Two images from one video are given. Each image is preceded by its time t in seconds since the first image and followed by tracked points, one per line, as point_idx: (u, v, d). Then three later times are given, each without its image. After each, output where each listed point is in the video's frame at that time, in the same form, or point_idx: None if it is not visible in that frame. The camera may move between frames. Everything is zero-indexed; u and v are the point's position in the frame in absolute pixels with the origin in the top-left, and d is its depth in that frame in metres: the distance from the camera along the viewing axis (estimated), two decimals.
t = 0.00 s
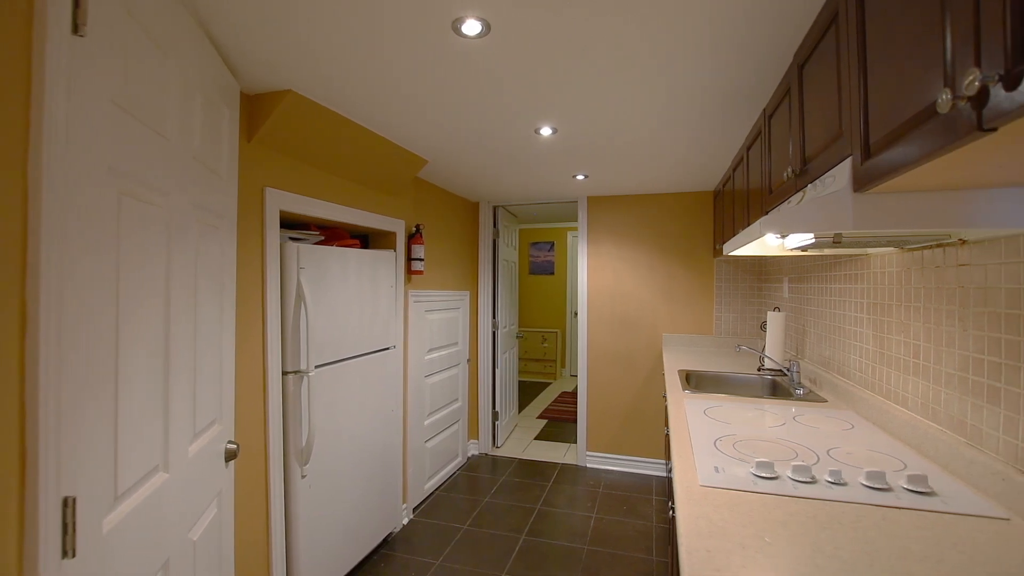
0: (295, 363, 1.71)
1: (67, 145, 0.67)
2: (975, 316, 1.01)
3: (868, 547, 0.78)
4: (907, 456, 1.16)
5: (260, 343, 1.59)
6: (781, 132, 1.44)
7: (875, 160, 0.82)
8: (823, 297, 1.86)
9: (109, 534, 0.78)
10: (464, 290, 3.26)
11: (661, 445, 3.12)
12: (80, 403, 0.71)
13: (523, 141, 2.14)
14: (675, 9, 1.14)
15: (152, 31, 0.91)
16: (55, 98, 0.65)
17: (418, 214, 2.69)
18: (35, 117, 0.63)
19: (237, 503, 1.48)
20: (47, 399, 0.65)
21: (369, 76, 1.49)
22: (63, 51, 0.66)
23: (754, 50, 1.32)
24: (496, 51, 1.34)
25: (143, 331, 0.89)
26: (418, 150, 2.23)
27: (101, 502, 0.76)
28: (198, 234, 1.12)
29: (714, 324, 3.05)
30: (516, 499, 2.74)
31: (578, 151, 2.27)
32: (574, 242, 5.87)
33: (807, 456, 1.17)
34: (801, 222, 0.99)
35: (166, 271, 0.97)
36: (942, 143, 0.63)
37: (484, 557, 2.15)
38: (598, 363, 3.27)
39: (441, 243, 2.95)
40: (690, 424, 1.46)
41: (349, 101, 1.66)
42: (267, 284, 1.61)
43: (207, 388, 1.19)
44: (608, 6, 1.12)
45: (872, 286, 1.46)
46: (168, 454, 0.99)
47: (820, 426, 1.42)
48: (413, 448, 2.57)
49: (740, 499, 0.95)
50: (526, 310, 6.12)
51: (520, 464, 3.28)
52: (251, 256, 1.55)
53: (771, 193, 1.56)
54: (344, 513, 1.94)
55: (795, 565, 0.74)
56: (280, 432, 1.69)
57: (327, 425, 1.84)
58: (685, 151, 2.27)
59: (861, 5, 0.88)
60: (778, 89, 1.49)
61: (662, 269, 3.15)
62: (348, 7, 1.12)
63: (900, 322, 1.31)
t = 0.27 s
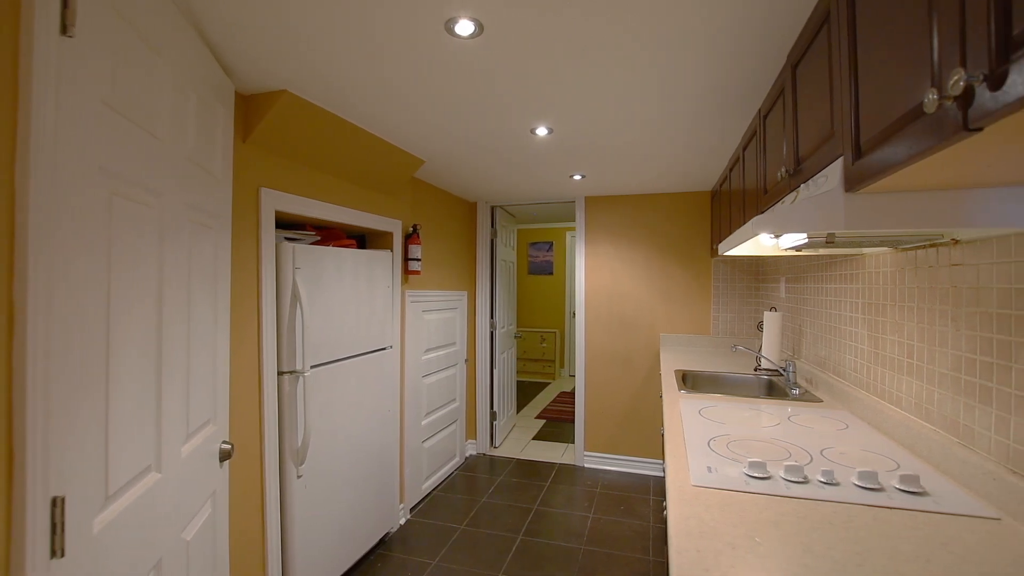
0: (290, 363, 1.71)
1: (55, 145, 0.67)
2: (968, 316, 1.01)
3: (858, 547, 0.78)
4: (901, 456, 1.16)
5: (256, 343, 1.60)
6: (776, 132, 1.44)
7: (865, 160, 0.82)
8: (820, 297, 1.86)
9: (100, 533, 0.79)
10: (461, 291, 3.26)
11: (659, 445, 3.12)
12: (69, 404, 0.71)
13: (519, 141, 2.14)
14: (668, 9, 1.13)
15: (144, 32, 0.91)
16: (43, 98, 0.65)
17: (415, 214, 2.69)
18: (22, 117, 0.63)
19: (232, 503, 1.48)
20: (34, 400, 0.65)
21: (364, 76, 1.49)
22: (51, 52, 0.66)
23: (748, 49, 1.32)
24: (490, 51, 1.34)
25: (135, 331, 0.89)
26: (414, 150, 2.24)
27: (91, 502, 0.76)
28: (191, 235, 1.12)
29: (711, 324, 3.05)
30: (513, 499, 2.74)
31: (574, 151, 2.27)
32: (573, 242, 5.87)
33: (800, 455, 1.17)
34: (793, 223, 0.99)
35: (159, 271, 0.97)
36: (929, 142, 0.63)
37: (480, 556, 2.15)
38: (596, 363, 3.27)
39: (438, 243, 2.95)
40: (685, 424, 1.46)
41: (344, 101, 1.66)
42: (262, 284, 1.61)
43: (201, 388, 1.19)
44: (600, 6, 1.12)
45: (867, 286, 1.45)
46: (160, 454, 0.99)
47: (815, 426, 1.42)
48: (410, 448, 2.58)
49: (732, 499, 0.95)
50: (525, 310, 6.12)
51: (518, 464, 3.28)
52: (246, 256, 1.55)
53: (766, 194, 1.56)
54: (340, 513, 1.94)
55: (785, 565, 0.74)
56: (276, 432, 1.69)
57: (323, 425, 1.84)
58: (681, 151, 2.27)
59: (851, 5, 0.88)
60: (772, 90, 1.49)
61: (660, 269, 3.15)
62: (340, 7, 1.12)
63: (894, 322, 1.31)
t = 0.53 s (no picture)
0: (286, 363, 1.71)
1: (44, 145, 0.67)
2: (961, 316, 1.01)
3: (849, 547, 0.78)
4: (895, 456, 1.16)
5: (252, 343, 1.60)
6: (771, 132, 1.44)
7: (856, 161, 0.82)
8: (816, 297, 1.86)
9: (91, 534, 0.79)
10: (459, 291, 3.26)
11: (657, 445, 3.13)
12: (58, 405, 0.71)
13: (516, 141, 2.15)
14: (662, 9, 1.13)
15: (135, 31, 0.91)
16: (32, 98, 0.65)
17: (412, 215, 2.69)
18: (12, 117, 0.63)
19: (228, 503, 1.49)
20: (23, 401, 0.65)
21: (358, 76, 1.49)
22: (40, 53, 0.66)
23: (743, 49, 1.32)
24: (484, 51, 1.34)
25: (128, 330, 0.89)
26: (411, 150, 2.24)
27: (82, 502, 0.76)
28: (185, 235, 1.12)
29: (709, 324, 3.05)
30: (511, 499, 2.74)
31: (570, 151, 2.28)
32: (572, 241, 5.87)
33: (794, 455, 1.17)
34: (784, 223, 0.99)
35: (152, 272, 0.97)
36: (918, 142, 0.63)
37: (477, 556, 2.15)
38: (594, 363, 3.27)
39: (436, 243, 2.96)
40: (680, 424, 1.46)
41: (340, 101, 1.66)
42: (258, 284, 1.61)
43: (196, 388, 1.19)
44: (594, 5, 1.12)
45: (863, 286, 1.45)
46: (153, 454, 0.99)
47: (810, 426, 1.42)
48: (407, 448, 2.58)
49: (725, 499, 0.95)
50: (524, 309, 6.12)
51: (516, 464, 3.28)
52: (242, 256, 1.56)
53: (762, 194, 1.56)
54: (336, 513, 1.94)
55: (775, 565, 0.74)
56: (272, 432, 1.69)
57: (319, 425, 1.84)
58: (678, 151, 2.27)
59: (843, 6, 0.88)
60: (767, 90, 1.49)
61: (657, 269, 3.15)
62: (334, 7, 1.12)
63: (889, 322, 1.31)
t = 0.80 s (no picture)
0: (282, 364, 1.71)
1: (34, 146, 0.67)
2: (955, 316, 1.01)
3: (841, 547, 0.78)
4: (890, 455, 1.16)
5: (248, 343, 1.60)
6: (766, 132, 1.44)
7: (847, 161, 0.82)
8: (813, 297, 1.86)
9: (84, 533, 0.79)
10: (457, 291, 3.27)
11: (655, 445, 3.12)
12: (49, 405, 0.71)
13: (513, 141, 2.15)
14: (655, 8, 1.14)
15: (128, 31, 0.91)
16: (23, 99, 0.65)
17: (410, 215, 2.69)
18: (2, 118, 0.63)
19: (224, 503, 1.49)
20: (14, 402, 0.65)
21: (353, 76, 1.49)
22: (31, 54, 0.66)
23: (738, 49, 1.31)
24: (479, 51, 1.34)
25: (122, 330, 0.90)
26: (408, 150, 2.24)
27: (74, 502, 0.76)
28: (179, 235, 1.12)
29: (707, 324, 3.05)
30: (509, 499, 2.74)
31: (567, 151, 2.28)
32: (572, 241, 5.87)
33: (789, 455, 1.17)
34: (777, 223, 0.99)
35: (146, 272, 0.97)
36: (908, 141, 0.63)
37: (475, 557, 2.15)
38: (592, 363, 3.27)
39: (433, 243, 2.95)
40: (676, 424, 1.46)
41: (336, 102, 1.66)
42: (254, 284, 1.61)
43: (191, 388, 1.19)
44: (588, 5, 1.12)
45: (858, 286, 1.45)
46: (147, 453, 0.99)
47: (806, 425, 1.42)
48: (405, 448, 2.58)
49: (718, 500, 0.95)
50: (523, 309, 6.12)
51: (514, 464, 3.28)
52: (238, 257, 1.56)
53: (758, 194, 1.56)
54: (333, 513, 1.94)
55: (766, 565, 0.74)
56: (268, 432, 1.69)
57: (316, 425, 1.84)
58: (675, 151, 2.27)
59: (835, 6, 0.88)
60: (763, 89, 1.48)
61: (656, 269, 3.15)
62: (327, 7, 1.12)
63: (884, 322, 1.31)
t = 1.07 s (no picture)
0: (280, 363, 1.71)
1: (27, 147, 0.67)
2: (949, 316, 1.01)
3: (835, 547, 0.78)
4: (885, 455, 1.16)
5: (245, 343, 1.60)
6: (763, 131, 1.44)
7: (840, 161, 0.82)
8: (810, 297, 1.86)
9: (78, 533, 0.79)
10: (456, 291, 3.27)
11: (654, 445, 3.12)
12: (41, 404, 0.71)
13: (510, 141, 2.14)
14: (650, 9, 1.13)
15: (122, 30, 0.91)
16: (15, 99, 0.65)
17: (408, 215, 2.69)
18: None
19: (221, 502, 1.49)
20: (7, 402, 0.65)
21: (350, 76, 1.49)
22: (23, 54, 0.66)
23: (733, 49, 1.31)
24: (475, 51, 1.34)
25: (116, 330, 0.90)
26: (406, 150, 2.24)
27: (68, 502, 0.76)
28: (175, 235, 1.12)
29: (705, 324, 3.05)
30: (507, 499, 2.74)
31: (564, 151, 2.28)
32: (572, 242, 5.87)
33: (784, 455, 1.17)
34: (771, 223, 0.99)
35: (140, 272, 0.97)
36: (900, 140, 0.63)
37: (472, 556, 2.15)
38: (591, 363, 3.27)
39: (432, 243, 2.96)
40: (672, 424, 1.46)
41: (332, 101, 1.66)
42: (250, 284, 1.62)
43: (187, 388, 1.20)
44: (582, 5, 1.12)
45: (855, 286, 1.45)
46: (143, 453, 0.99)
47: (802, 426, 1.42)
48: (403, 447, 2.58)
49: (713, 499, 0.95)
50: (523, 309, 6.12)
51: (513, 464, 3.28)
52: (234, 256, 1.56)
53: (755, 194, 1.56)
54: (331, 513, 1.94)
55: (758, 564, 0.74)
56: (266, 432, 1.69)
57: (314, 425, 1.84)
58: (673, 151, 2.27)
59: (830, 6, 0.88)
60: (759, 89, 1.48)
61: (654, 268, 3.15)
62: (322, 7, 1.12)
63: (880, 322, 1.31)
